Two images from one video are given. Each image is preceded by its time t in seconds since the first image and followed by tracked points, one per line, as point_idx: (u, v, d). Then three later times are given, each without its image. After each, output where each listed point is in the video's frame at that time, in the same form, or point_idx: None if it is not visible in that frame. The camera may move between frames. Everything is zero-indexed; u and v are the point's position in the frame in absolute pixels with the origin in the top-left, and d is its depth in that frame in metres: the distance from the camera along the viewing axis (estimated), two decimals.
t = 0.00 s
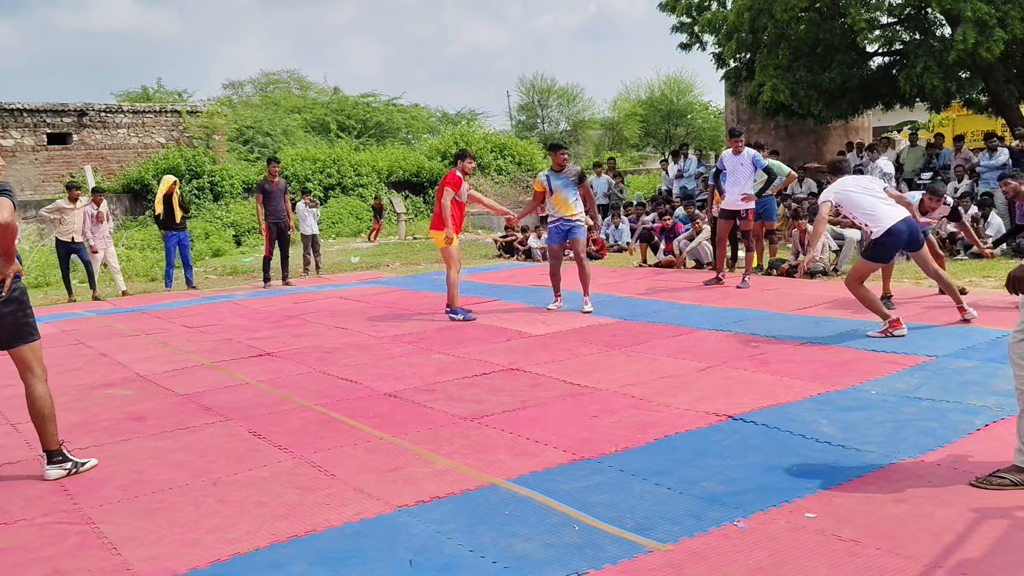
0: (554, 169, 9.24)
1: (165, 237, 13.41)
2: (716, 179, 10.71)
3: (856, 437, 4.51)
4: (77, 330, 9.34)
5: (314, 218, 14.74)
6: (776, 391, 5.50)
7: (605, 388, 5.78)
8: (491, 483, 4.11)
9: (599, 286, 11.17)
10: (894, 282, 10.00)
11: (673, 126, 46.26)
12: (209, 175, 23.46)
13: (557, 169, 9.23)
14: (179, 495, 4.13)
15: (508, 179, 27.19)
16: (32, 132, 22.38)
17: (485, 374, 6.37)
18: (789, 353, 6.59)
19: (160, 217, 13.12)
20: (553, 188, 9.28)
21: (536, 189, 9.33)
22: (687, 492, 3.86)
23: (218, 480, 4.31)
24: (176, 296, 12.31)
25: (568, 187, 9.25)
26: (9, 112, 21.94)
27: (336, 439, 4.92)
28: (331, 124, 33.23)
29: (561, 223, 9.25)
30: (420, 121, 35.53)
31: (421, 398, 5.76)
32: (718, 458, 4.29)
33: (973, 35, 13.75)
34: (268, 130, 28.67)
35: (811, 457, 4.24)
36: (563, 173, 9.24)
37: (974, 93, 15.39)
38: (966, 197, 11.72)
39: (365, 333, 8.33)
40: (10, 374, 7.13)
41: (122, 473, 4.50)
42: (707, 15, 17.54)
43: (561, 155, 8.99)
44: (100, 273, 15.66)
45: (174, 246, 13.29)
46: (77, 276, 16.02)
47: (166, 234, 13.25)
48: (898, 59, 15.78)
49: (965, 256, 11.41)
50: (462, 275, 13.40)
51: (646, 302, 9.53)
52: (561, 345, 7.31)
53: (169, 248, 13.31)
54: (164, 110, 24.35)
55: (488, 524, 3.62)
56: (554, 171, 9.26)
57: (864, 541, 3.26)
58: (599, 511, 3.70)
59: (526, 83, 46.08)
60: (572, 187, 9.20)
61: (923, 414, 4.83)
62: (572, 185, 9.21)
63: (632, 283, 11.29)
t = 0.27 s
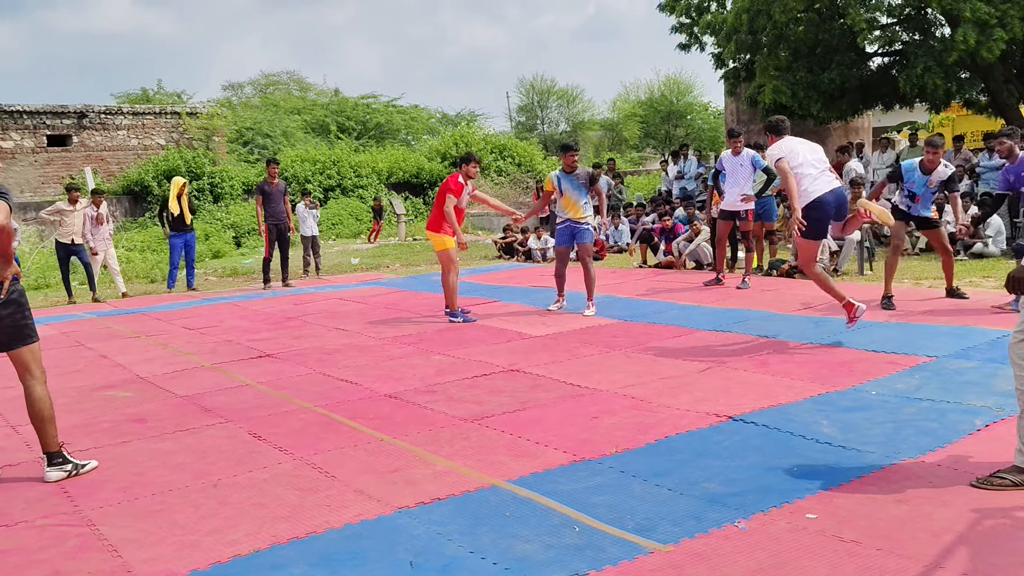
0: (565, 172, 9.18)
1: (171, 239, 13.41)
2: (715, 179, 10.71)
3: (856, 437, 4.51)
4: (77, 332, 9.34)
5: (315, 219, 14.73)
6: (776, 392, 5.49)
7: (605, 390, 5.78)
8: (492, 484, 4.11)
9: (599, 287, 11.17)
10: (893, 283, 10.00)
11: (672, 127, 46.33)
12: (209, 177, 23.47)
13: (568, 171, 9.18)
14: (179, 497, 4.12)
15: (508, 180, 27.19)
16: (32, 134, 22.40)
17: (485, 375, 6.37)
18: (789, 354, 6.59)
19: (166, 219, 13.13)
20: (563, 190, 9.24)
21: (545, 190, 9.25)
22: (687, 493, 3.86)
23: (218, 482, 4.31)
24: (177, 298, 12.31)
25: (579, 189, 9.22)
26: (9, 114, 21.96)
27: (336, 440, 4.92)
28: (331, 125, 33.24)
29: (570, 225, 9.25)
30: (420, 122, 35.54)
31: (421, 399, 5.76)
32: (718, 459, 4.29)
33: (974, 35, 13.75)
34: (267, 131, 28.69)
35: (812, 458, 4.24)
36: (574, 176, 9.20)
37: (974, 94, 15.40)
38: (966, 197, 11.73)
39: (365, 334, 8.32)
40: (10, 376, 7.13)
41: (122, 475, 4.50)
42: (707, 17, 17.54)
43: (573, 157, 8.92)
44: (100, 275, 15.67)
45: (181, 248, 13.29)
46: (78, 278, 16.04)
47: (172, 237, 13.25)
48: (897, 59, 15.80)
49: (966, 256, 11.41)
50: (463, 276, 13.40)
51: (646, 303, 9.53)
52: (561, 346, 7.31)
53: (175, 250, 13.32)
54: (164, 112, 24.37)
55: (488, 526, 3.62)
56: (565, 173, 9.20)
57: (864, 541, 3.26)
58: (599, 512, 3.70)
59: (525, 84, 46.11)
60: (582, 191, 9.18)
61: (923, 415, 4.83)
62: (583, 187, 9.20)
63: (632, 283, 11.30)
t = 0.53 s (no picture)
0: (567, 172, 9.17)
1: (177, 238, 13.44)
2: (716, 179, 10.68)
3: (859, 438, 4.51)
4: (79, 333, 9.35)
5: (316, 220, 14.73)
6: (778, 392, 5.49)
7: (607, 390, 5.78)
8: (494, 485, 4.11)
9: (601, 288, 11.17)
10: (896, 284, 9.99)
11: (673, 128, 46.37)
12: (210, 177, 23.48)
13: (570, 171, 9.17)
14: (181, 498, 4.12)
15: (509, 180, 27.18)
16: (34, 135, 22.43)
17: (487, 376, 6.37)
18: (791, 355, 6.59)
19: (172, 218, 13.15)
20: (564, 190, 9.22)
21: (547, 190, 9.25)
22: (690, 494, 3.86)
23: (221, 483, 4.31)
24: (178, 298, 12.32)
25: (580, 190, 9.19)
26: (11, 114, 21.99)
27: (338, 441, 4.92)
28: (333, 126, 33.26)
29: (569, 225, 9.24)
30: (421, 123, 35.55)
31: (423, 400, 5.76)
32: (721, 460, 4.29)
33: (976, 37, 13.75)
34: (269, 132, 28.71)
35: (815, 459, 4.24)
36: (575, 176, 9.17)
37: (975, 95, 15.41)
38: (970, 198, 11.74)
39: (366, 335, 8.33)
40: (12, 377, 7.13)
41: (124, 475, 4.50)
42: (709, 18, 17.54)
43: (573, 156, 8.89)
44: (102, 276, 15.68)
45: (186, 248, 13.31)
46: (79, 278, 16.05)
47: (178, 237, 13.27)
48: (899, 60, 15.81)
49: (970, 256, 11.42)
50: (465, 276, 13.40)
51: (648, 303, 9.54)
52: (563, 347, 7.32)
53: (181, 250, 13.34)
54: (166, 112, 24.39)
55: (491, 526, 3.62)
56: (567, 174, 9.19)
57: (868, 543, 3.26)
58: (601, 513, 3.70)
59: (526, 85, 46.14)
60: (584, 192, 9.16)
61: (926, 416, 4.83)
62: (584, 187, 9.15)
63: (634, 284, 11.29)
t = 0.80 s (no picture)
0: (555, 175, 9.17)
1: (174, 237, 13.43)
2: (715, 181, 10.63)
3: (857, 439, 4.51)
4: (76, 332, 9.33)
5: (314, 220, 14.71)
6: (777, 393, 5.49)
7: (605, 390, 5.78)
8: (492, 485, 4.11)
9: (599, 288, 11.17)
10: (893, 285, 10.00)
11: (671, 128, 46.39)
12: (208, 177, 23.45)
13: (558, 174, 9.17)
14: (179, 497, 4.12)
15: (507, 180, 27.18)
16: (31, 133, 22.39)
17: (485, 376, 6.37)
18: (789, 355, 6.59)
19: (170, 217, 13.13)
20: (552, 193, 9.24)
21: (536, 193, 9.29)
22: (689, 495, 3.85)
23: (219, 482, 4.31)
24: (175, 298, 12.30)
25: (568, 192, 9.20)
26: (8, 113, 21.95)
27: (336, 441, 4.92)
28: (331, 125, 33.23)
29: (559, 228, 9.25)
30: (419, 123, 35.54)
31: (421, 399, 5.76)
32: (719, 460, 4.29)
33: (975, 38, 13.76)
34: (267, 131, 28.68)
35: (813, 459, 4.24)
36: (563, 179, 9.18)
37: (973, 95, 15.43)
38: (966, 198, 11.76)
39: (364, 334, 8.32)
40: (9, 375, 7.12)
41: (122, 475, 4.49)
42: (707, 19, 17.53)
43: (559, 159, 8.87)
44: (99, 275, 15.66)
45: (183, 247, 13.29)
46: (76, 277, 16.02)
47: (176, 235, 13.25)
48: (897, 61, 15.83)
49: (966, 257, 11.43)
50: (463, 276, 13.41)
51: (645, 304, 9.54)
52: (561, 347, 7.31)
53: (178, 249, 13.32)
54: (163, 111, 24.35)
55: (489, 526, 3.62)
56: (555, 177, 9.20)
57: (866, 543, 3.26)
58: (600, 513, 3.70)
59: (524, 85, 46.15)
60: (572, 194, 9.16)
61: (923, 416, 4.83)
62: (572, 190, 9.16)
63: (632, 285, 11.30)
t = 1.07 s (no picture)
0: (544, 171, 9.21)
1: (170, 236, 13.40)
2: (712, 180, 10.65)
3: (853, 439, 4.52)
4: (72, 331, 9.32)
5: (311, 219, 14.68)
6: (774, 393, 5.49)
7: (602, 390, 5.78)
8: (488, 484, 4.11)
9: (596, 288, 11.17)
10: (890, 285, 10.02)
11: (669, 129, 46.43)
12: (204, 176, 23.40)
13: (547, 170, 9.20)
14: (174, 497, 4.11)
15: (504, 180, 27.17)
16: (28, 132, 22.35)
17: (482, 375, 6.36)
18: (786, 355, 6.60)
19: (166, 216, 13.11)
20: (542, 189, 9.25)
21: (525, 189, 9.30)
22: (685, 495, 3.85)
23: (215, 482, 4.30)
24: (171, 296, 12.28)
25: (557, 187, 9.22)
26: (4, 112, 21.90)
27: (333, 440, 4.91)
28: (328, 124, 33.20)
29: (550, 223, 9.27)
30: (416, 122, 35.53)
31: (417, 399, 5.76)
32: (716, 460, 4.30)
33: (973, 40, 13.77)
34: (264, 130, 28.64)
35: (809, 460, 4.24)
36: (552, 175, 9.21)
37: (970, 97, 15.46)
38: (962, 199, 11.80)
39: (361, 334, 8.31)
40: (5, 374, 7.10)
41: (118, 474, 4.48)
42: (705, 19, 17.53)
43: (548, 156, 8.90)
44: (95, 274, 15.63)
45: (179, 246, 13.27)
46: (72, 276, 15.99)
47: (172, 234, 13.22)
48: (894, 62, 15.85)
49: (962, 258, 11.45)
50: (460, 276, 13.41)
51: (642, 304, 9.54)
52: (558, 347, 7.31)
53: (174, 248, 13.30)
54: (160, 110, 24.30)
55: (486, 526, 3.62)
56: (543, 173, 9.23)
57: (862, 543, 3.26)
58: (597, 513, 3.70)
59: (522, 84, 46.15)
60: (562, 189, 9.19)
61: (919, 417, 4.84)
62: (562, 186, 9.20)
63: (629, 285, 11.30)
